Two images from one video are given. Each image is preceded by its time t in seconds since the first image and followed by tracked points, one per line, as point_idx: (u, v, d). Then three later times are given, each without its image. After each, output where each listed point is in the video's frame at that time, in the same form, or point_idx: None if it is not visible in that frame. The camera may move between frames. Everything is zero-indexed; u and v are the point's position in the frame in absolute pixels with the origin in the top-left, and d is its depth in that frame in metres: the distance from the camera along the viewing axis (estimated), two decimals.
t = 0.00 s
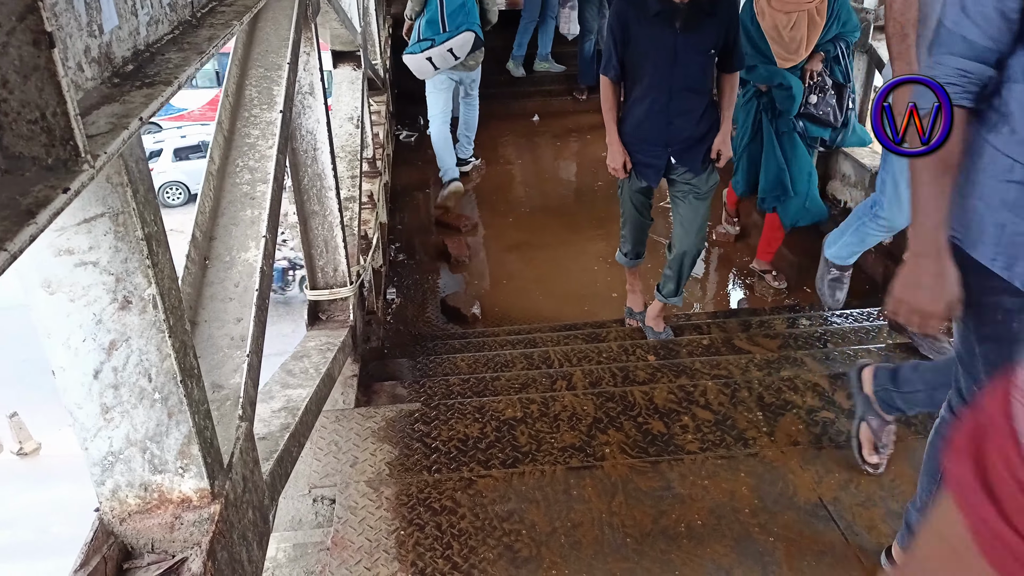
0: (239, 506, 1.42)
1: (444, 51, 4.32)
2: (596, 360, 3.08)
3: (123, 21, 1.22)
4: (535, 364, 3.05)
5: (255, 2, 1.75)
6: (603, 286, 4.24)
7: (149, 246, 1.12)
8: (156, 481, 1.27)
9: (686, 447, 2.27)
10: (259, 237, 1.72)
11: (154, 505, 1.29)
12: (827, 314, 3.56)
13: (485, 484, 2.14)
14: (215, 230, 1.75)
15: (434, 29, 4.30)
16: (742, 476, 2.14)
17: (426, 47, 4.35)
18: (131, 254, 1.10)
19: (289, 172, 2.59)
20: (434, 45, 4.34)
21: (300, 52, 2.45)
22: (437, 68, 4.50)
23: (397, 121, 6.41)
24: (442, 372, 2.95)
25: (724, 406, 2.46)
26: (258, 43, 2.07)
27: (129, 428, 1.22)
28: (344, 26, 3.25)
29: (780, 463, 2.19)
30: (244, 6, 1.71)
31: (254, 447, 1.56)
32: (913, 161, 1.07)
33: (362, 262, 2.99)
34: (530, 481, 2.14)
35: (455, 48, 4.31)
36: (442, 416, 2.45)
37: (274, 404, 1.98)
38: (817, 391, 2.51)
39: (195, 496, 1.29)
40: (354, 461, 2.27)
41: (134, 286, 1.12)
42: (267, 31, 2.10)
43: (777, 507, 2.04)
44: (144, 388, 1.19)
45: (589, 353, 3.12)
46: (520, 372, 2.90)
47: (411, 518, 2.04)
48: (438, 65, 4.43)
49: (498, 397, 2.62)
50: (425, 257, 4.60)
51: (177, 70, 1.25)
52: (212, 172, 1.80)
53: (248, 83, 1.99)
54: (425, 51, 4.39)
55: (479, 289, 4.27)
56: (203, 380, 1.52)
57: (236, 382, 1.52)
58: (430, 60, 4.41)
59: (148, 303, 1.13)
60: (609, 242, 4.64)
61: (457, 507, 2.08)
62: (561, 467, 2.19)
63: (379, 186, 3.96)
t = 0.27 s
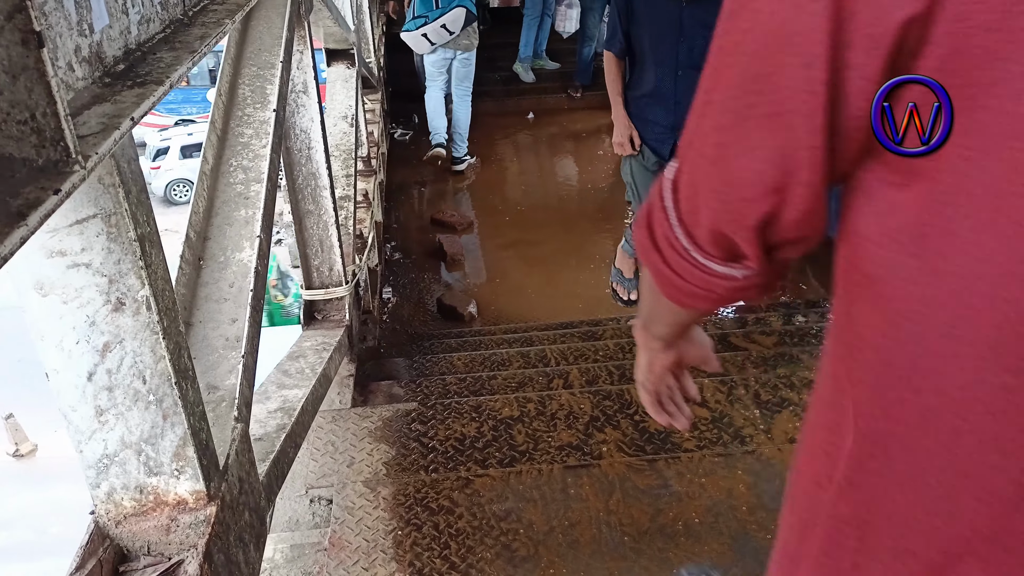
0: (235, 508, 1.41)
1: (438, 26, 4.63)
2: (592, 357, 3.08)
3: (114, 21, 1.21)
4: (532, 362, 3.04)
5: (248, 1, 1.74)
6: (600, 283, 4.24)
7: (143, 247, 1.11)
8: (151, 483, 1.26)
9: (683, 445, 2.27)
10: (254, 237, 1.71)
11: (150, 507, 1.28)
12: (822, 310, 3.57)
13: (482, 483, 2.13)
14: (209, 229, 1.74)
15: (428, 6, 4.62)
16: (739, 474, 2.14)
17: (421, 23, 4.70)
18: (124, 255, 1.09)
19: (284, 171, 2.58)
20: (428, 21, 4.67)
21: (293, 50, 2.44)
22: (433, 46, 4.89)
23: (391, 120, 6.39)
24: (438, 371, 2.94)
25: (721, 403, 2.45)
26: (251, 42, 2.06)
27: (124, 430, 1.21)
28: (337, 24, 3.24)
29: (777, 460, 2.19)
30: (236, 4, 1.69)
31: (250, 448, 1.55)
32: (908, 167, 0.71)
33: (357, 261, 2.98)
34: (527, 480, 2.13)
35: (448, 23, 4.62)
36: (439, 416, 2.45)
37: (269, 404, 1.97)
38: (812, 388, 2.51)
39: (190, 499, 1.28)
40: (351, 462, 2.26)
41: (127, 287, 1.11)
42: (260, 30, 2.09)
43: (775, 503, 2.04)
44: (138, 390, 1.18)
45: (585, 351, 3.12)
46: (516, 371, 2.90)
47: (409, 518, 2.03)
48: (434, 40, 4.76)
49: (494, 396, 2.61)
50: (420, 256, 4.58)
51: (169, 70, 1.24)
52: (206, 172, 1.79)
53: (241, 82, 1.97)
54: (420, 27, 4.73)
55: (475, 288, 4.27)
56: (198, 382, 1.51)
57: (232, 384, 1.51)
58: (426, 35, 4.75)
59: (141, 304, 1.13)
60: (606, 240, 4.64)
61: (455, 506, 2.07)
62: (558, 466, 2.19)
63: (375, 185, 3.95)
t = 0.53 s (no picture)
0: (228, 515, 1.40)
1: (427, 28, 4.63)
2: (587, 360, 3.07)
3: (103, 26, 1.20)
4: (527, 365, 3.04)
5: (239, 5, 1.73)
6: (594, 285, 4.24)
7: (132, 254, 1.10)
8: (143, 490, 1.25)
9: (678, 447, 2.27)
10: (246, 241, 1.70)
11: (142, 514, 1.27)
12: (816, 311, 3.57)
13: (478, 486, 2.13)
14: (201, 235, 1.73)
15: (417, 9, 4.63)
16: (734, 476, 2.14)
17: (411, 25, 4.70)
18: (114, 261, 1.09)
19: (276, 175, 2.57)
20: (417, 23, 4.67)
21: (285, 53, 2.43)
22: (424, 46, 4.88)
23: (385, 123, 6.38)
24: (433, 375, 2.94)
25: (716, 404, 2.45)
26: (243, 45, 2.06)
27: (115, 437, 1.20)
28: (330, 27, 3.23)
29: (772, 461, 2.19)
30: (227, 8, 1.69)
31: (243, 454, 1.54)
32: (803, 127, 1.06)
33: (351, 264, 2.97)
34: (522, 483, 2.13)
35: (436, 25, 4.60)
36: (434, 419, 2.44)
37: (263, 409, 1.96)
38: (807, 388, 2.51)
39: (183, 506, 1.28)
40: (345, 466, 2.25)
41: (118, 294, 1.10)
42: (251, 34, 2.08)
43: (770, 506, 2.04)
44: (130, 397, 1.17)
45: (581, 354, 3.12)
46: (511, 373, 2.89)
47: (404, 522, 2.03)
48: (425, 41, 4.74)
49: (489, 398, 2.61)
50: (415, 258, 4.57)
51: (159, 75, 1.24)
52: (197, 177, 1.78)
53: (233, 86, 1.97)
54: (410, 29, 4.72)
55: (469, 290, 4.26)
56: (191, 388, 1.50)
57: (224, 390, 1.50)
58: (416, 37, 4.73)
59: (132, 311, 1.12)
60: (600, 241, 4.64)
61: (450, 510, 2.06)
62: (553, 469, 2.18)
63: (368, 188, 3.94)
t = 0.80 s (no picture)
0: (229, 518, 1.40)
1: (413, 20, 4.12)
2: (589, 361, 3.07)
3: (103, 28, 1.20)
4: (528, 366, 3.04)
5: (239, 7, 1.73)
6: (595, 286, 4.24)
7: (133, 257, 1.10)
8: (144, 494, 1.25)
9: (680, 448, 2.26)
10: (247, 244, 1.70)
11: (143, 517, 1.27)
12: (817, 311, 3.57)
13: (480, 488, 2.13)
14: (202, 237, 1.73)
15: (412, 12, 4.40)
16: (736, 477, 2.14)
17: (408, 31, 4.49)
18: (115, 265, 1.09)
19: (277, 177, 2.57)
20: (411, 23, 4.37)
21: (285, 55, 2.43)
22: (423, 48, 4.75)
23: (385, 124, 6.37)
24: (434, 376, 2.93)
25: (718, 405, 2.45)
26: (243, 48, 2.06)
27: (116, 441, 1.20)
28: (330, 28, 3.23)
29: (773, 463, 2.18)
30: (227, 10, 1.69)
31: (244, 457, 1.54)
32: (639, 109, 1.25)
33: (352, 266, 2.97)
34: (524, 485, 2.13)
35: (428, 26, 4.26)
36: (435, 421, 2.44)
37: (264, 412, 1.96)
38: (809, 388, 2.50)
39: (184, 509, 1.28)
40: (347, 468, 2.25)
41: (119, 297, 1.10)
42: (251, 36, 2.08)
43: (773, 507, 2.04)
44: (131, 400, 1.17)
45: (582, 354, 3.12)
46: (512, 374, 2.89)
47: (405, 525, 2.03)
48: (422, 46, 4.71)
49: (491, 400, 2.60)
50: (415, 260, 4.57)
51: (159, 78, 1.24)
52: (198, 179, 1.79)
53: (234, 88, 1.97)
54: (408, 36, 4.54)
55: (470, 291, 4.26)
56: (192, 391, 1.50)
57: (225, 392, 1.50)
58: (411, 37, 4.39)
59: (133, 314, 1.12)
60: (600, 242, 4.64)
61: (451, 512, 2.06)
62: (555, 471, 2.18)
63: (369, 189, 3.94)
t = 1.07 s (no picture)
0: (216, 523, 1.39)
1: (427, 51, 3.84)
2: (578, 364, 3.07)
3: (89, 31, 1.19)
4: (518, 369, 3.04)
5: (227, 10, 1.72)
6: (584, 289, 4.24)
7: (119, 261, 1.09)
8: (130, 500, 1.24)
9: (670, 451, 2.27)
10: (235, 247, 1.69)
11: (129, 524, 1.26)
12: (806, 314, 3.59)
13: (469, 492, 2.12)
14: (189, 241, 1.72)
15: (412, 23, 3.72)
16: (726, 479, 2.14)
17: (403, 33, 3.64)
18: (101, 269, 1.08)
19: (265, 181, 2.56)
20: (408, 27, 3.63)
21: (274, 58, 2.42)
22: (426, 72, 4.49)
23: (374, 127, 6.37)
24: (423, 380, 2.93)
25: (707, 408, 2.46)
26: (232, 51, 2.05)
27: (102, 446, 1.19)
28: (319, 32, 3.23)
29: (762, 466, 2.19)
30: (215, 13, 1.68)
31: (232, 462, 1.53)
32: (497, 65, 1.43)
33: (341, 270, 2.96)
34: (514, 489, 2.13)
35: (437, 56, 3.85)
36: (424, 425, 2.43)
37: (252, 417, 1.95)
38: (798, 391, 2.52)
39: (171, 515, 1.27)
40: (335, 473, 2.24)
41: (104, 302, 1.09)
42: (240, 39, 2.08)
43: (762, 509, 2.05)
44: (117, 406, 1.16)
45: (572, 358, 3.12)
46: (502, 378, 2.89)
47: (395, 529, 2.02)
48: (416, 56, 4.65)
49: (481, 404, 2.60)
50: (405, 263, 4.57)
51: (145, 81, 1.23)
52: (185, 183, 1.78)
53: (222, 91, 1.96)
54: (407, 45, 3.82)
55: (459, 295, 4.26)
56: (179, 396, 1.49)
57: (212, 397, 1.49)
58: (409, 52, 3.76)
59: (119, 318, 1.11)
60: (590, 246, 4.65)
61: (440, 516, 2.06)
62: (545, 474, 2.18)
63: (358, 193, 3.94)
